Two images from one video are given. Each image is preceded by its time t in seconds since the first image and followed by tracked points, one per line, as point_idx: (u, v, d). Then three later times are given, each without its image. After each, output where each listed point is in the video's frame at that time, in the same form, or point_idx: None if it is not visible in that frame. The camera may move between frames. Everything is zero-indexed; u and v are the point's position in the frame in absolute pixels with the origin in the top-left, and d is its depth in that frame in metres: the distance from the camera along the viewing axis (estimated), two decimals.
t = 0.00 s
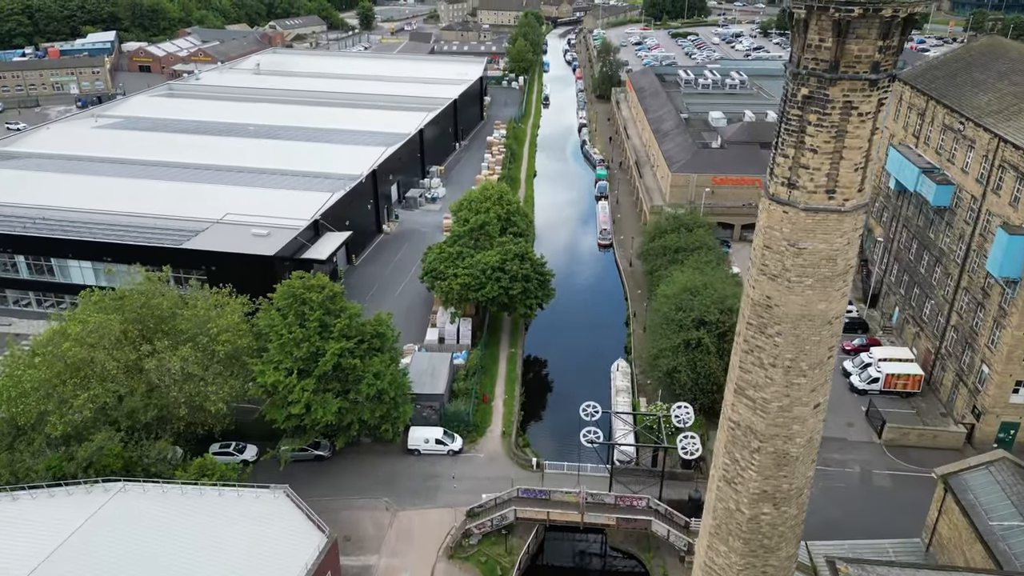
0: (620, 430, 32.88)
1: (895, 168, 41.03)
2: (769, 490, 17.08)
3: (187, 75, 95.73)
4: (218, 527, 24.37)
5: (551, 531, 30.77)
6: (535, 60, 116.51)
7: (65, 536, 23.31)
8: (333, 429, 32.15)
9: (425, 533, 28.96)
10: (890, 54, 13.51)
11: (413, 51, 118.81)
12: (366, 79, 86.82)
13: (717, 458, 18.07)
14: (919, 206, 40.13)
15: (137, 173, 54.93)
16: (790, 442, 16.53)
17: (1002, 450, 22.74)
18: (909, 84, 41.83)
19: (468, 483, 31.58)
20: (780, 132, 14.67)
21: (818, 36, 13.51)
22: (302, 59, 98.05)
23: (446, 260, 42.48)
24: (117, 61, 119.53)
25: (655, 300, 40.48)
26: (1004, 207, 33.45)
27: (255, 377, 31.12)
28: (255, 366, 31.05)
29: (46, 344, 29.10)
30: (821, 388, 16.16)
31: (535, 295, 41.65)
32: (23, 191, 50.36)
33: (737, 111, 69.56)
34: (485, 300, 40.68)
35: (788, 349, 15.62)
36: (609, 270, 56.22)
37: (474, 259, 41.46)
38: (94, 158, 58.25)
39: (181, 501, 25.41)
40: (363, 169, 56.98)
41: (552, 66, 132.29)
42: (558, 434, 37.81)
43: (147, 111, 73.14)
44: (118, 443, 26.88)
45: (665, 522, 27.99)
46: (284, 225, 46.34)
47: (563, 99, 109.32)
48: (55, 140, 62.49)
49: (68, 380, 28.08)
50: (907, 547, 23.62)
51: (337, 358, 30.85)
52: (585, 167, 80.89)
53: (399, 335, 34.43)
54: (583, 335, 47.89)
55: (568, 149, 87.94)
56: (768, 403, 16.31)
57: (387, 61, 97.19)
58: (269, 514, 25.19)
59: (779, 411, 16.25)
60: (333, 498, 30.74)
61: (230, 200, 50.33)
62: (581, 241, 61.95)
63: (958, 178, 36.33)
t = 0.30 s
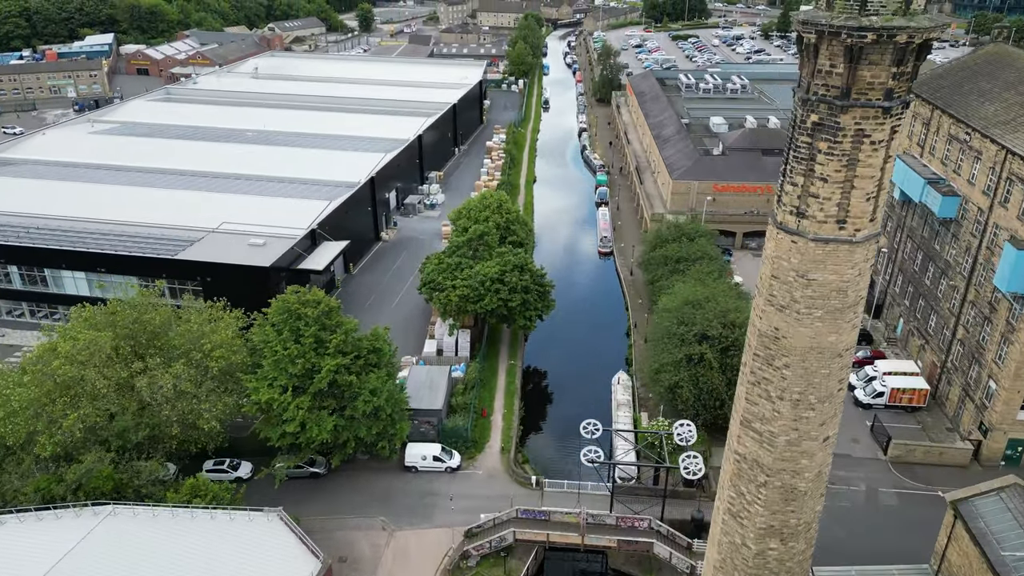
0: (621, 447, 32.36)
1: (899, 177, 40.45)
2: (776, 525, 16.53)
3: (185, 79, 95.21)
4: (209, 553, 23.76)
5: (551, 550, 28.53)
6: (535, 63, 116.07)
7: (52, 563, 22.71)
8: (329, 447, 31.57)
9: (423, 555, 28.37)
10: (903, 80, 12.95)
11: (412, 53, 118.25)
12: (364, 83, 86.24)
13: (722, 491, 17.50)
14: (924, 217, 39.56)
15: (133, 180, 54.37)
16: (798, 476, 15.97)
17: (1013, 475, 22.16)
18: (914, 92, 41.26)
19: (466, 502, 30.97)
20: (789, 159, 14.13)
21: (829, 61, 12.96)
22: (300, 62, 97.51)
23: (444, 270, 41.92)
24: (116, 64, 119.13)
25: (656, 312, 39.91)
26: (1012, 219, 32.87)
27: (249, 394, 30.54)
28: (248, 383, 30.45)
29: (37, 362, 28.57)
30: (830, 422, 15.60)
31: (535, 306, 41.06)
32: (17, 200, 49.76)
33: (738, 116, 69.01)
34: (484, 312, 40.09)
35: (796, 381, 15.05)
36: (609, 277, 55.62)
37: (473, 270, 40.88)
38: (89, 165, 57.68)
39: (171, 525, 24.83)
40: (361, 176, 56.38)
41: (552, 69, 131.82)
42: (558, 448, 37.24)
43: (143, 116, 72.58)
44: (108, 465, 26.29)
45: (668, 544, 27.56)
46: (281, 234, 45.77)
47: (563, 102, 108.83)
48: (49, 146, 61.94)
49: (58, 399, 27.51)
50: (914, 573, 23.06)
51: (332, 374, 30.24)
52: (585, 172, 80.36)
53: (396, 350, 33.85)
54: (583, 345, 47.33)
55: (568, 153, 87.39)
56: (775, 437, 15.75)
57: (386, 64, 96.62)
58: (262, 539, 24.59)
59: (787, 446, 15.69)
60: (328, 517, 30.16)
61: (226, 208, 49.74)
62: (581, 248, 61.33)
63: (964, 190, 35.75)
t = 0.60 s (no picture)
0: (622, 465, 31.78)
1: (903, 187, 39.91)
2: (782, 563, 15.98)
3: (183, 83, 94.67)
4: None
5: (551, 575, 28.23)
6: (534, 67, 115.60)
7: None
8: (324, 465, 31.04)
9: None
10: (918, 109, 12.42)
11: (411, 56, 117.77)
12: (363, 88, 85.70)
13: (727, 525, 16.95)
14: (928, 228, 38.99)
15: (129, 188, 53.82)
16: (806, 513, 15.41)
17: None
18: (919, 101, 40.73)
19: (464, 522, 30.41)
20: (797, 189, 13.59)
21: (840, 90, 12.42)
22: (299, 66, 96.97)
23: (443, 281, 41.35)
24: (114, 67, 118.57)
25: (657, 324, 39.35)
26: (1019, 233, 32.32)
27: (242, 412, 29.99)
28: (242, 401, 29.90)
29: (25, 380, 27.99)
30: (839, 458, 15.05)
31: (534, 318, 40.51)
32: (11, 208, 49.19)
33: (739, 121, 68.45)
34: (483, 325, 39.52)
35: (804, 417, 14.50)
36: (609, 286, 55.02)
37: (471, 282, 40.31)
38: (84, 172, 57.17)
39: (162, 549, 24.32)
40: (358, 184, 55.82)
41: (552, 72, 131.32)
42: (557, 463, 36.66)
43: (140, 121, 72.02)
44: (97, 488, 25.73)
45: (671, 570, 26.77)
46: (277, 244, 45.21)
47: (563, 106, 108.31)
48: (45, 153, 61.38)
49: (47, 419, 26.93)
50: None
51: (327, 392, 29.69)
52: (585, 177, 79.80)
53: (392, 365, 33.27)
54: (583, 356, 46.74)
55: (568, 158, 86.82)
56: (783, 473, 15.19)
57: (385, 68, 96.07)
58: (254, 565, 24.03)
59: (795, 482, 15.14)
60: (323, 537, 29.60)
61: (223, 217, 49.21)
62: (581, 255, 60.71)
63: (970, 202, 35.22)
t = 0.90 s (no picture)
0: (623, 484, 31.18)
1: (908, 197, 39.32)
2: None
3: (181, 87, 94.09)
4: None
5: None
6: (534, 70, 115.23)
7: None
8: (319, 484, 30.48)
9: None
10: (933, 140, 11.99)
11: (410, 59, 117.22)
12: (362, 92, 85.16)
13: (733, 563, 16.41)
14: (933, 239, 38.38)
15: (124, 196, 53.24)
16: (815, 553, 14.86)
17: None
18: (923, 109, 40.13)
19: (462, 542, 29.80)
20: (806, 221, 13.13)
21: (851, 121, 11.95)
22: (297, 70, 96.39)
23: (441, 293, 40.76)
24: (112, 70, 118.02)
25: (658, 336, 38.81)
26: None
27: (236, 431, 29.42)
28: (235, 420, 29.32)
29: (14, 399, 27.40)
30: (849, 497, 14.48)
31: (534, 331, 39.90)
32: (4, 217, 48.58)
33: (740, 127, 67.92)
34: (481, 337, 38.93)
35: (813, 456, 13.94)
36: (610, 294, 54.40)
37: (470, 294, 39.72)
38: (80, 179, 56.59)
39: None
40: (356, 191, 55.26)
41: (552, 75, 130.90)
42: (557, 478, 36.05)
43: (137, 127, 71.44)
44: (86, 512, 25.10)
45: None
46: (274, 254, 44.63)
47: (563, 109, 107.84)
48: (40, 160, 60.80)
49: (35, 440, 26.34)
50: None
51: (322, 410, 29.10)
52: (585, 182, 79.22)
53: (389, 382, 32.68)
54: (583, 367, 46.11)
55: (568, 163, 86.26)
56: (790, 512, 14.63)
57: (384, 71, 95.51)
58: None
59: (803, 522, 14.59)
60: (318, 558, 28.99)
61: (219, 225, 48.65)
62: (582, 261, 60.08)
63: (976, 214, 34.60)
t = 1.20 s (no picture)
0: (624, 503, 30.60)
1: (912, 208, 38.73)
2: None
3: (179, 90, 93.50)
4: None
5: None
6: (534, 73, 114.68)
7: None
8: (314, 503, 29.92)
9: None
10: (950, 175, 12.04)
11: (410, 62, 116.59)
12: (360, 96, 84.61)
13: None
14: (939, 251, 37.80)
15: (118, 204, 52.66)
16: None
17: None
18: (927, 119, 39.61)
19: (460, 563, 29.30)
20: (817, 256, 13.19)
21: (864, 154, 12.11)
22: (296, 73, 95.79)
23: (439, 305, 40.20)
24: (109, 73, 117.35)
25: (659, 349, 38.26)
26: None
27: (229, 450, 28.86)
28: (228, 438, 28.72)
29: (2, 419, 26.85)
30: (858, 539, 14.35)
31: (534, 343, 39.33)
32: None
33: (742, 132, 67.34)
34: (480, 350, 38.37)
35: (823, 499, 13.86)
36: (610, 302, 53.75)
37: (468, 306, 39.17)
38: (75, 186, 56.03)
39: None
40: (354, 199, 54.71)
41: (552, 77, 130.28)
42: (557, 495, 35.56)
43: (133, 132, 70.83)
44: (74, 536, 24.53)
45: None
46: (269, 264, 44.06)
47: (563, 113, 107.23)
48: (34, 166, 60.20)
49: (23, 462, 25.80)
50: None
51: (317, 429, 28.53)
52: (585, 187, 78.57)
53: (386, 398, 32.14)
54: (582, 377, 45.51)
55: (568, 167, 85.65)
56: (798, 554, 14.52)
57: (383, 75, 94.95)
58: None
59: (811, 564, 14.48)
60: None
61: (215, 234, 48.07)
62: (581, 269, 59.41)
63: (982, 226, 34.05)
